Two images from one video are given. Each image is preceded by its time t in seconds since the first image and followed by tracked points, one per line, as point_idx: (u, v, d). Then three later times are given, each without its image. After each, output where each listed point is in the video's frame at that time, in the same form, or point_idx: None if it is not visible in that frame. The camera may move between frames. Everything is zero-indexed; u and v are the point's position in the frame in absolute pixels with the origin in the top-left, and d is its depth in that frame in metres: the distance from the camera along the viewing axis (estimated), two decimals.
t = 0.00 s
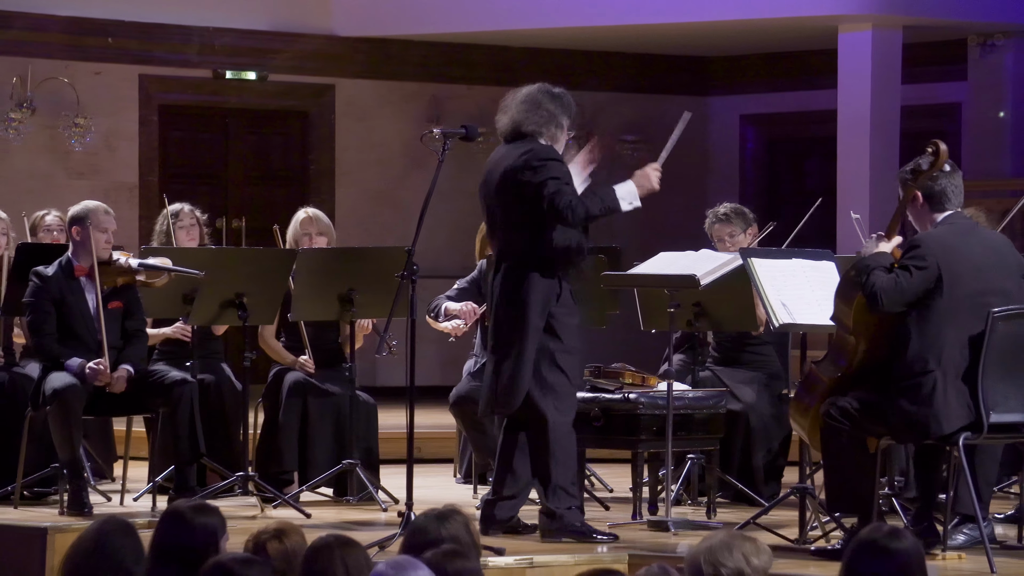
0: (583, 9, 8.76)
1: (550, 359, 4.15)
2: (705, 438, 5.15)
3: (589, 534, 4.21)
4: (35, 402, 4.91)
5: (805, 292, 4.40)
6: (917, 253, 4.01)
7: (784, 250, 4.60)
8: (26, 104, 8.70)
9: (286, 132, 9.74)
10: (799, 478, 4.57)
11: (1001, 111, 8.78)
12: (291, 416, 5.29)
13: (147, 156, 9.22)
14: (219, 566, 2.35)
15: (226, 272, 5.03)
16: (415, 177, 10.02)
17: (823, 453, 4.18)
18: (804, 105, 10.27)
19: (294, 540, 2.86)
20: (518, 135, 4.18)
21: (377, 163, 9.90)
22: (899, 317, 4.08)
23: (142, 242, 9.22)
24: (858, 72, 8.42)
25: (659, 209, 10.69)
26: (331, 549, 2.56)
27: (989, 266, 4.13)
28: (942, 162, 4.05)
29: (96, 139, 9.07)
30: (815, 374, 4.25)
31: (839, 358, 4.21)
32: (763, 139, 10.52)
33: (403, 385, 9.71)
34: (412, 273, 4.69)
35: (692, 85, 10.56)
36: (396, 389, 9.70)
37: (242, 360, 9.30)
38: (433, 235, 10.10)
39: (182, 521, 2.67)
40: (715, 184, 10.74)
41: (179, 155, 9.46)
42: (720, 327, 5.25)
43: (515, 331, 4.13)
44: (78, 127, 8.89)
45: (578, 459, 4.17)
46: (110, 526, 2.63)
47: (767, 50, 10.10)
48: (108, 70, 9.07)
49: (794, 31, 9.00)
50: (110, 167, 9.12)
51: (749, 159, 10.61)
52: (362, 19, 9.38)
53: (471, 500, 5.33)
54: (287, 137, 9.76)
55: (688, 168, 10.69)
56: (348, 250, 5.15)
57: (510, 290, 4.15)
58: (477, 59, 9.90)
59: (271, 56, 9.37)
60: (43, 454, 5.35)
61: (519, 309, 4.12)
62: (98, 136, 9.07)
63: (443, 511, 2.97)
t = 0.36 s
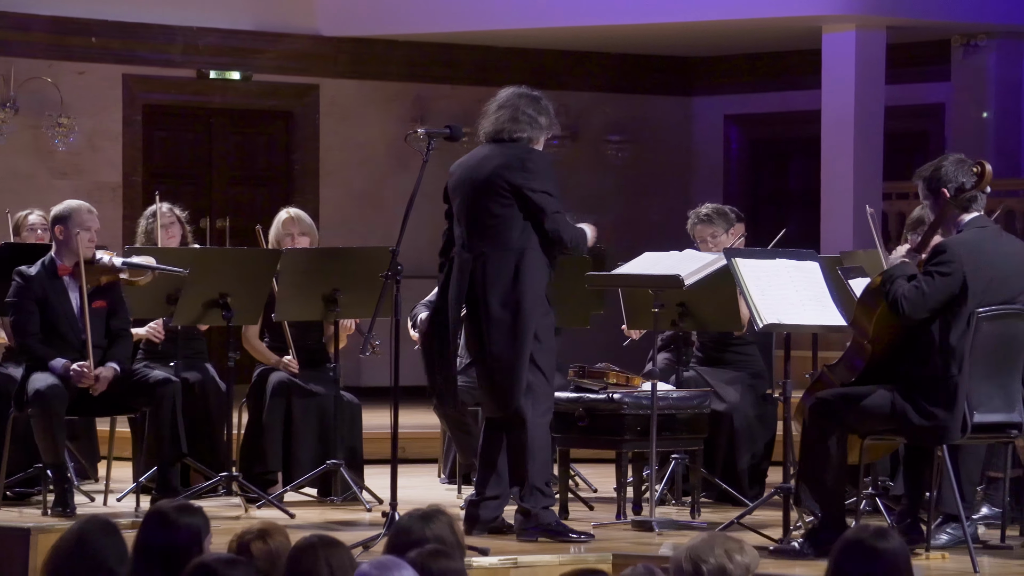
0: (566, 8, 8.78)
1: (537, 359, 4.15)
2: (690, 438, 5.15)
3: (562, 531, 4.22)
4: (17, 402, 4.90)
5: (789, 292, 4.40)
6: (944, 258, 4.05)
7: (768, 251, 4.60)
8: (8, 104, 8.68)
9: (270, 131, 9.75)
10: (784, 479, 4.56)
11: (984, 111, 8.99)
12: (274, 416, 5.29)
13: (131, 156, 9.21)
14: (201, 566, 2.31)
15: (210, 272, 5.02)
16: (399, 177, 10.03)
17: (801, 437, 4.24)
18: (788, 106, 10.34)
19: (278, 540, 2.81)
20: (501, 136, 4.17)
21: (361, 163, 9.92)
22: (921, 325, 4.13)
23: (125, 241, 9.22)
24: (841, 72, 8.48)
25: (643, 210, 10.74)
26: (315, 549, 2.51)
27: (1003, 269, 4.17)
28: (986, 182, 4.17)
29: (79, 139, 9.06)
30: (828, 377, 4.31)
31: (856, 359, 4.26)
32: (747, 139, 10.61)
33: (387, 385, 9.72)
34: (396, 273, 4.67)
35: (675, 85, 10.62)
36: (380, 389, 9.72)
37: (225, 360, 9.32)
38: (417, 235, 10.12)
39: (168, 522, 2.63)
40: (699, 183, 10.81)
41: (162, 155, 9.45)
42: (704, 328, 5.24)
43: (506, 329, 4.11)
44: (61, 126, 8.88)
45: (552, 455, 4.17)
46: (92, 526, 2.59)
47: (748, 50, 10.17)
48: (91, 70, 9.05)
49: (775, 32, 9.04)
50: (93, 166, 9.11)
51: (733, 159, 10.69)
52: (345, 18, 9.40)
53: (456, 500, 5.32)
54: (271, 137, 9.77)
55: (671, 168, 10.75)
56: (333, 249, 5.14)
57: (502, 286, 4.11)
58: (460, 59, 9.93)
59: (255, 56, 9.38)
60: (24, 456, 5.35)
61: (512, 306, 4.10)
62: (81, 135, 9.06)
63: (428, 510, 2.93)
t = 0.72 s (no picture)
0: (550, 8, 8.80)
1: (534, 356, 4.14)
2: (675, 438, 5.15)
3: (546, 532, 4.22)
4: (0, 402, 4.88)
5: (773, 292, 4.40)
6: (926, 254, 4.11)
7: (752, 251, 4.60)
8: None
9: (256, 133, 9.78)
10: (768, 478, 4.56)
11: (969, 112, 9.05)
12: (259, 416, 5.28)
13: (115, 156, 9.20)
14: (185, 567, 2.30)
15: (194, 272, 5.01)
16: (384, 177, 10.05)
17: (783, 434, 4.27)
18: (774, 106, 10.38)
19: (262, 541, 2.78)
20: (488, 137, 4.18)
21: (346, 163, 9.92)
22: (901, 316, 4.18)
23: (109, 241, 9.22)
24: (826, 72, 8.51)
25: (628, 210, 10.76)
26: (300, 548, 2.51)
27: (992, 273, 4.18)
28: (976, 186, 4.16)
29: (64, 139, 9.05)
30: (815, 376, 4.40)
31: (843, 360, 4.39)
32: (733, 140, 10.64)
33: (372, 385, 9.74)
34: (381, 273, 4.64)
35: (662, 85, 10.64)
36: (365, 389, 9.73)
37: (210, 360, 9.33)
38: (402, 235, 10.14)
39: (153, 522, 2.61)
40: (685, 184, 10.85)
41: (148, 155, 9.47)
42: (689, 327, 5.24)
43: (501, 331, 4.08)
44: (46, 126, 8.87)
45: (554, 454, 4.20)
46: (78, 525, 2.59)
47: (734, 51, 10.21)
48: (76, 69, 9.04)
49: (760, 32, 9.06)
50: (78, 166, 9.10)
51: (718, 160, 10.73)
52: (330, 19, 9.41)
53: (440, 500, 5.33)
54: (256, 137, 9.77)
55: (658, 169, 10.78)
56: (318, 249, 5.14)
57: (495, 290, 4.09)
58: (447, 60, 9.95)
59: (241, 56, 9.38)
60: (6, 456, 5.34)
61: (506, 309, 4.08)
62: (65, 135, 9.05)
63: (412, 510, 2.94)
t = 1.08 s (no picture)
0: (531, 8, 8.83)
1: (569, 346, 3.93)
2: (659, 439, 5.15)
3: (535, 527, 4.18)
4: None
5: (757, 292, 4.40)
6: (907, 254, 4.10)
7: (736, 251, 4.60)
8: None
9: (240, 131, 9.79)
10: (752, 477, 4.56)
11: (952, 112, 9.08)
12: (243, 416, 5.28)
13: (99, 156, 9.19)
14: (169, 566, 2.26)
15: (177, 272, 5.01)
16: (369, 177, 10.05)
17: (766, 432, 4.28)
18: (758, 106, 10.42)
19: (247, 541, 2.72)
20: (494, 127, 3.97)
21: (331, 163, 9.92)
22: (885, 314, 4.18)
23: (92, 241, 9.21)
24: (809, 72, 8.54)
25: (612, 210, 10.79)
26: (284, 548, 2.45)
27: (972, 270, 4.19)
28: (955, 187, 4.14)
29: (47, 138, 9.04)
30: (797, 378, 4.38)
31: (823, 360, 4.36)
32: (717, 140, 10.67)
33: (357, 385, 9.74)
34: (365, 274, 4.62)
35: (646, 85, 10.66)
36: (350, 389, 9.74)
37: (194, 360, 9.34)
38: (386, 235, 10.15)
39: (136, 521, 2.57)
40: (669, 184, 10.88)
41: (131, 154, 9.50)
42: (673, 328, 5.24)
43: (553, 319, 3.93)
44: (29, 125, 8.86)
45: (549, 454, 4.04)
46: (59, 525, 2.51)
47: (718, 51, 10.23)
48: (59, 69, 9.03)
49: (744, 33, 9.08)
50: (62, 166, 9.09)
51: (702, 159, 10.75)
52: (314, 19, 9.41)
53: (424, 501, 5.33)
54: (239, 136, 9.79)
55: (642, 169, 10.81)
56: (301, 249, 5.12)
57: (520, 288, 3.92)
58: (432, 60, 9.96)
59: (225, 55, 9.38)
60: None
61: (536, 304, 3.93)
62: (49, 135, 9.04)
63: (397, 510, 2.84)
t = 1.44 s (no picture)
0: (510, 8, 8.84)
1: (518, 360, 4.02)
2: (642, 438, 5.15)
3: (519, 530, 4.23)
4: None
5: (740, 292, 4.40)
6: (890, 255, 4.10)
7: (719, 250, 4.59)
8: None
9: (221, 131, 9.74)
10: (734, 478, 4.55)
11: (934, 112, 9.10)
12: (225, 417, 5.28)
13: (81, 156, 9.20)
14: (150, 566, 2.22)
15: (160, 272, 5.01)
16: (352, 177, 10.06)
17: (749, 431, 4.28)
18: (739, 106, 10.46)
19: (230, 541, 2.64)
20: (500, 136, 4.13)
21: (313, 163, 9.92)
22: (866, 316, 4.18)
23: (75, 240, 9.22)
24: (791, 72, 8.55)
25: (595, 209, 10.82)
26: (267, 547, 2.39)
27: (952, 272, 4.19)
28: (937, 187, 4.15)
29: (29, 138, 9.04)
30: (780, 379, 4.37)
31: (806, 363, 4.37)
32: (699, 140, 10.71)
33: (340, 385, 9.76)
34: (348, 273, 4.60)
35: (629, 85, 10.69)
36: (333, 389, 9.76)
37: (177, 360, 9.35)
38: (369, 235, 10.16)
39: (116, 519, 2.52)
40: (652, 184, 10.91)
41: (114, 154, 9.49)
42: (656, 327, 5.24)
43: (494, 333, 3.99)
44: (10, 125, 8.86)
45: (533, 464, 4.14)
46: (41, 525, 2.43)
47: (701, 51, 10.26)
48: (41, 68, 9.03)
49: (725, 33, 9.10)
50: (44, 165, 9.10)
51: (684, 160, 10.78)
52: (297, 19, 9.39)
53: (408, 501, 5.32)
54: (221, 136, 9.75)
55: (626, 169, 10.84)
56: (284, 249, 5.11)
57: (477, 290, 4.02)
58: (415, 60, 9.97)
59: (207, 55, 9.35)
60: None
61: (489, 309, 3.99)
62: (31, 135, 9.05)
63: (378, 509, 2.78)
